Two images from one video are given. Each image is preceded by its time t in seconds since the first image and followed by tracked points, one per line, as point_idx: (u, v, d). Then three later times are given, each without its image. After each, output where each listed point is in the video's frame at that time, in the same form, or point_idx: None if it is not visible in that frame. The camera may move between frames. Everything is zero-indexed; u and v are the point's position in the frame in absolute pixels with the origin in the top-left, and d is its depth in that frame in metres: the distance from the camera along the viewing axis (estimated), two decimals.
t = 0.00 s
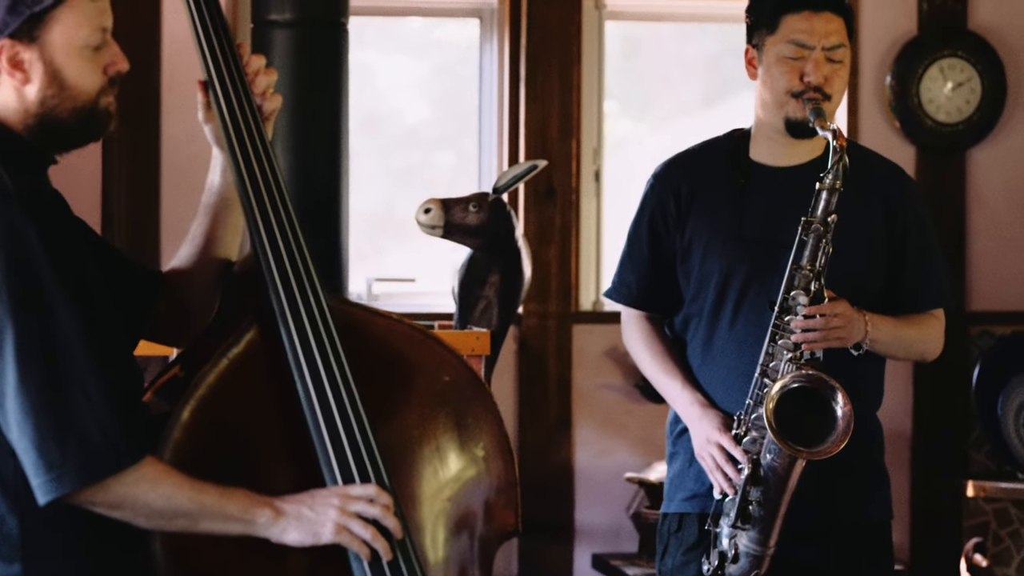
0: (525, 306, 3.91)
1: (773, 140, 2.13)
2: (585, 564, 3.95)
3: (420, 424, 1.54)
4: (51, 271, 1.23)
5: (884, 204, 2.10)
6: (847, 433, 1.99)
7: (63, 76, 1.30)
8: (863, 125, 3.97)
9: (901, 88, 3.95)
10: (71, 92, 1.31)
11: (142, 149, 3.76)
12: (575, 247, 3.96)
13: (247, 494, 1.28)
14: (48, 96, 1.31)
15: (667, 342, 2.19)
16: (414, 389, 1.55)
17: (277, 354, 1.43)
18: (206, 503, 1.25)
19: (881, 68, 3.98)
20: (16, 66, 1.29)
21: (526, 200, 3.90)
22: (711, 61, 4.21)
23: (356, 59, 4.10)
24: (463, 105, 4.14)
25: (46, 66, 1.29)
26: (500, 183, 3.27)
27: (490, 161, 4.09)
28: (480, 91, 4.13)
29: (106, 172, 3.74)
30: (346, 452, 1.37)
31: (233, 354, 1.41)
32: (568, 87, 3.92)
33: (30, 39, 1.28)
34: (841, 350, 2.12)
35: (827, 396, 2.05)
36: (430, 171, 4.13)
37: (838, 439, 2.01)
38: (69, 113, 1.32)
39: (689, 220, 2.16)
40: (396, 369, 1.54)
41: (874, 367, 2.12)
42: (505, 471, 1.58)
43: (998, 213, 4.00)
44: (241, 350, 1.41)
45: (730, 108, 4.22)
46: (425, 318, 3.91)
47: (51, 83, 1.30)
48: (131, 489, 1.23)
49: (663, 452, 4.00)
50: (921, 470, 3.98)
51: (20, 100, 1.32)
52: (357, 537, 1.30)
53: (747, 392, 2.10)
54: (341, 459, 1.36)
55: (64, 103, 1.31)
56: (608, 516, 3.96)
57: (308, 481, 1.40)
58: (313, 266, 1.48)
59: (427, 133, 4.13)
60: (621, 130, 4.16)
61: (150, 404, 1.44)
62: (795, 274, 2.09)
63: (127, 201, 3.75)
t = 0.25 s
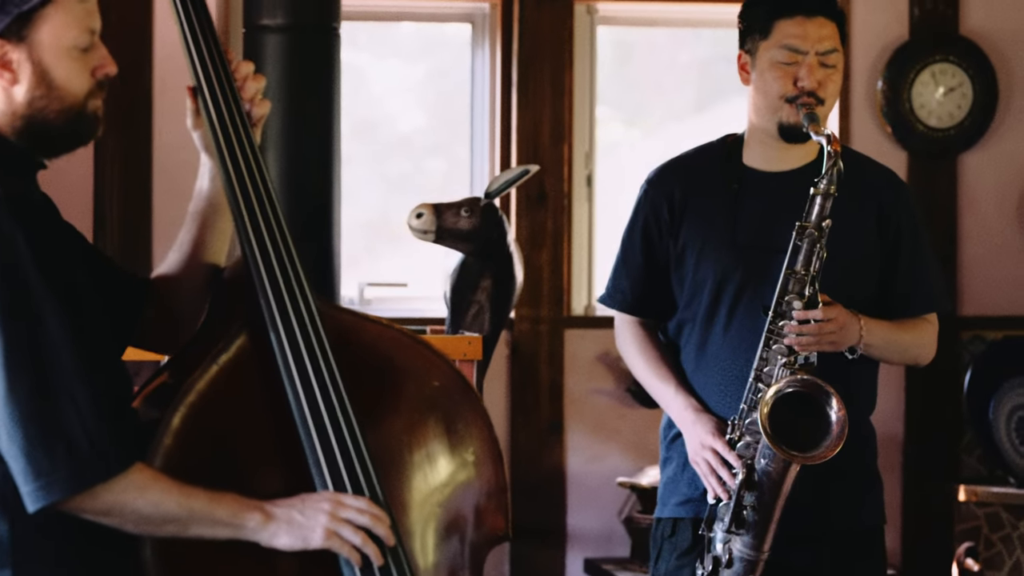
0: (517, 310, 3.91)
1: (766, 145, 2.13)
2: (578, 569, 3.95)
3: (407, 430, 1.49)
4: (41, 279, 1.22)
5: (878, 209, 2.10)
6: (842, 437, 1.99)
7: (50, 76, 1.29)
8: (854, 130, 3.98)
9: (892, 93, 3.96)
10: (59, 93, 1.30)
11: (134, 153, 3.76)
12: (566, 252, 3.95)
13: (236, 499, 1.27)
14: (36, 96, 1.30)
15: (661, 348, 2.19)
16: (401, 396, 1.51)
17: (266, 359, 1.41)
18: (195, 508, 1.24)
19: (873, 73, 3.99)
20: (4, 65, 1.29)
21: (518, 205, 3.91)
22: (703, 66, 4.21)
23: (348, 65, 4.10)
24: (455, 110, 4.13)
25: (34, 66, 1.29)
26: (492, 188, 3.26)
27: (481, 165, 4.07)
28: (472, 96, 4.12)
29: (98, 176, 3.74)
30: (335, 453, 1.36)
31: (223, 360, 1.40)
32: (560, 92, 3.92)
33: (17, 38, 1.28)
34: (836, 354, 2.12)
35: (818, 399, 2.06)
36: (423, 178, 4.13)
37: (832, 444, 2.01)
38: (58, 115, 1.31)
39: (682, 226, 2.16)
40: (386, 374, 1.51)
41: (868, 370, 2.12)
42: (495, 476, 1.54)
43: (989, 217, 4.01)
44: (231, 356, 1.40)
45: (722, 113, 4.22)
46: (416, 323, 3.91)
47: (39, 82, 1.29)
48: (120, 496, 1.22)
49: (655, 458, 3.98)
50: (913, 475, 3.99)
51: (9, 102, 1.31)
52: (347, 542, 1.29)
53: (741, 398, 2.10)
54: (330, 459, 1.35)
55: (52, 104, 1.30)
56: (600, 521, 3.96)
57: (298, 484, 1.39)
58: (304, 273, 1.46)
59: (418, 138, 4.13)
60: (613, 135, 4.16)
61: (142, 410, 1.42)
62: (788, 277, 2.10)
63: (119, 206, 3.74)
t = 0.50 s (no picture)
0: (510, 315, 3.90)
1: (759, 149, 2.13)
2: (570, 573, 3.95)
3: (397, 434, 1.47)
4: (31, 289, 1.22)
5: (872, 213, 2.11)
6: (836, 441, 1.99)
7: (41, 77, 1.28)
8: (846, 134, 3.98)
9: (884, 97, 3.96)
10: (49, 95, 1.29)
11: (126, 158, 3.77)
12: (559, 256, 3.95)
13: (228, 502, 1.27)
14: (26, 98, 1.28)
15: (653, 351, 2.19)
16: (390, 403, 1.48)
17: (257, 364, 1.40)
18: (187, 512, 1.23)
19: (865, 77, 4.00)
20: None
21: (510, 209, 3.90)
22: (695, 69, 4.21)
23: (341, 70, 4.10)
24: (447, 115, 4.13)
25: (25, 67, 1.27)
26: (485, 192, 3.26)
27: (474, 169, 4.07)
28: (464, 101, 4.11)
29: (90, 181, 3.75)
30: (326, 454, 1.36)
31: (214, 365, 1.38)
32: (552, 96, 3.93)
33: (10, 38, 1.26)
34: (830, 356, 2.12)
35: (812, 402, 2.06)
36: (416, 183, 4.12)
37: (826, 448, 2.01)
38: (46, 118, 1.30)
39: (674, 231, 2.16)
40: (375, 379, 1.48)
41: (862, 375, 2.11)
42: (485, 480, 1.51)
43: (981, 222, 4.02)
44: (222, 362, 1.39)
45: (714, 117, 4.22)
46: (408, 327, 3.91)
47: (30, 84, 1.28)
48: (112, 502, 1.21)
49: (648, 461, 3.98)
50: (906, 479, 3.99)
51: None
52: (339, 545, 1.28)
53: (735, 401, 2.10)
54: (320, 462, 1.35)
55: (40, 106, 1.29)
56: (592, 525, 3.95)
57: (289, 487, 1.38)
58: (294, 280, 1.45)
59: (410, 142, 4.13)
60: (605, 140, 4.16)
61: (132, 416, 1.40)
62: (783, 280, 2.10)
63: (112, 211, 3.76)
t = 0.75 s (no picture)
0: (503, 319, 3.90)
1: (754, 154, 2.13)
2: None
3: (388, 439, 1.46)
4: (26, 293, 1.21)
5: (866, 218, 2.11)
6: (832, 446, 1.99)
7: (40, 82, 1.27)
8: (839, 139, 3.99)
9: (877, 102, 3.97)
10: (47, 100, 1.28)
11: (119, 163, 3.77)
12: (552, 260, 3.95)
13: (219, 509, 1.26)
14: (24, 103, 1.27)
15: (646, 355, 2.19)
16: (380, 408, 1.47)
17: (247, 370, 1.39)
18: (180, 520, 1.23)
19: (859, 82, 4.00)
20: None
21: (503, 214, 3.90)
22: (688, 74, 4.22)
23: (334, 75, 4.09)
24: (440, 119, 4.12)
25: (23, 71, 1.26)
26: (478, 197, 3.25)
27: (467, 173, 4.06)
28: (457, 106, 4.11)
29: (83, 186, 3.75)
30: (317, 459, 1.35)
31: (204, 371, 1.37)
32: (545, 101, 3.93)
33: (9, 42, 1.25)
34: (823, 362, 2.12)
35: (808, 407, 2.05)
36: (409, 187, 4.12)
37: (822, 453, 2.01)
38: (43, 123, 1.28)
39: (668, 236, 2.16)
40: (365, 384, 1.47)
41: (855, 381, 2.12)
42: (474, 484, 1.49)
43: (973, 226, 4.03)
44: (212, 367, 1.38)
45: (707, 121, 4.22)
46: (401, 332, 3.91)
47: (28, 88, 1.26)
48: (105, 509, 1.21)
49: (641, 466, 3.98)
50: (899, 483, 3.99)
51: None
52: (331, 551, 1.28)
53: (729, 407, 2.09)
54: (312, 469, 1.35)
55: (38, 111, 1.28)
56: (585, 529, 3.96)
57: (279, 494, 1.38)
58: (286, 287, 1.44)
59: (403, 146, 4.12)
60: (598, 144, 4.17)
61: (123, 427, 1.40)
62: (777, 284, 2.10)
63: (105, 215, 3.76)
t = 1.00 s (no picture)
0: (495, 324, 3.89)
1: (747, 158, 2.12)
2: None
3: (380, 445, 1.45)
4: (21, 296, 1.20)
5: (860, 222, 2.11)
6: (827, 450, 1.99)
7: (34, 84, 1.25)
8: (832, 143, 3.99)
9: (870, 106, 3.98)
10: (42, 102, 1.26)
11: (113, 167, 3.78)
12: (545, 265, 3.95)
13: (211, 516, 1.25)
14: (18, 106, 1.25)
15: (640, 361, 2.18)
16: (373, 413, 1.46)
17: (238, 374, 1.39)
18: (171, 527, 1.22)
19: (852, 87, 4.01)
20: None
21: (496, 219, 3.89)
22: (681, 79, 4.22)
23: (327, 80, 4.09)
24: (433, 124, 4.12)
25: (16, 74, 1.24)
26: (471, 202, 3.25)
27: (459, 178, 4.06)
28: (450, 111, 4.11)
29: (77, 190, 3.76)
30: (307, 465, 1.33)
31: (195, 377, 1.37)
32: (538, 106, 3.93)
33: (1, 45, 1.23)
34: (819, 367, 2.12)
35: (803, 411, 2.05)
36: (402, 192, 4.11)
37: (816, 457, 2.01)
38: (38, 125, 1.27)
39: (662, 241, 2.15)
40: (358, 390, 1.46)
41: (849, 386, 2.12)
42: (467, 491, 1.50)
43: (965, 231, 4.03)
44: (203, 373, 1.37)
45: (700, 126, 4.22)
46: (394, 337, 3.90)
47: (21, 91, 1.24)
48: (98, 515, 1.20)
49: (634, 471, 3.97)
50: (891, 488, 3.99)
51: None
52: (322, 558, 1.26)
53: (724, 410, 2.09)
54: (303, 476, 1.33)
55: (33, 114, 1.26)
56: (578, 534, 3.95)
57: (268, 499, 1.37)
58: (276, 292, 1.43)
59: (396, 151, 4.11)
60: (591, 149, 4.16)
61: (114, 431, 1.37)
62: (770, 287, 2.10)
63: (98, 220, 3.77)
